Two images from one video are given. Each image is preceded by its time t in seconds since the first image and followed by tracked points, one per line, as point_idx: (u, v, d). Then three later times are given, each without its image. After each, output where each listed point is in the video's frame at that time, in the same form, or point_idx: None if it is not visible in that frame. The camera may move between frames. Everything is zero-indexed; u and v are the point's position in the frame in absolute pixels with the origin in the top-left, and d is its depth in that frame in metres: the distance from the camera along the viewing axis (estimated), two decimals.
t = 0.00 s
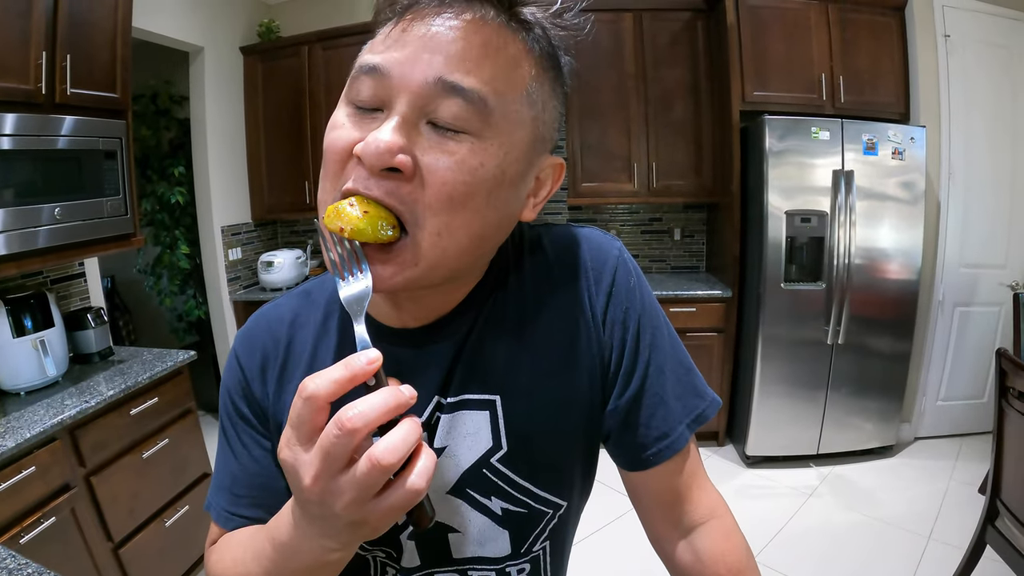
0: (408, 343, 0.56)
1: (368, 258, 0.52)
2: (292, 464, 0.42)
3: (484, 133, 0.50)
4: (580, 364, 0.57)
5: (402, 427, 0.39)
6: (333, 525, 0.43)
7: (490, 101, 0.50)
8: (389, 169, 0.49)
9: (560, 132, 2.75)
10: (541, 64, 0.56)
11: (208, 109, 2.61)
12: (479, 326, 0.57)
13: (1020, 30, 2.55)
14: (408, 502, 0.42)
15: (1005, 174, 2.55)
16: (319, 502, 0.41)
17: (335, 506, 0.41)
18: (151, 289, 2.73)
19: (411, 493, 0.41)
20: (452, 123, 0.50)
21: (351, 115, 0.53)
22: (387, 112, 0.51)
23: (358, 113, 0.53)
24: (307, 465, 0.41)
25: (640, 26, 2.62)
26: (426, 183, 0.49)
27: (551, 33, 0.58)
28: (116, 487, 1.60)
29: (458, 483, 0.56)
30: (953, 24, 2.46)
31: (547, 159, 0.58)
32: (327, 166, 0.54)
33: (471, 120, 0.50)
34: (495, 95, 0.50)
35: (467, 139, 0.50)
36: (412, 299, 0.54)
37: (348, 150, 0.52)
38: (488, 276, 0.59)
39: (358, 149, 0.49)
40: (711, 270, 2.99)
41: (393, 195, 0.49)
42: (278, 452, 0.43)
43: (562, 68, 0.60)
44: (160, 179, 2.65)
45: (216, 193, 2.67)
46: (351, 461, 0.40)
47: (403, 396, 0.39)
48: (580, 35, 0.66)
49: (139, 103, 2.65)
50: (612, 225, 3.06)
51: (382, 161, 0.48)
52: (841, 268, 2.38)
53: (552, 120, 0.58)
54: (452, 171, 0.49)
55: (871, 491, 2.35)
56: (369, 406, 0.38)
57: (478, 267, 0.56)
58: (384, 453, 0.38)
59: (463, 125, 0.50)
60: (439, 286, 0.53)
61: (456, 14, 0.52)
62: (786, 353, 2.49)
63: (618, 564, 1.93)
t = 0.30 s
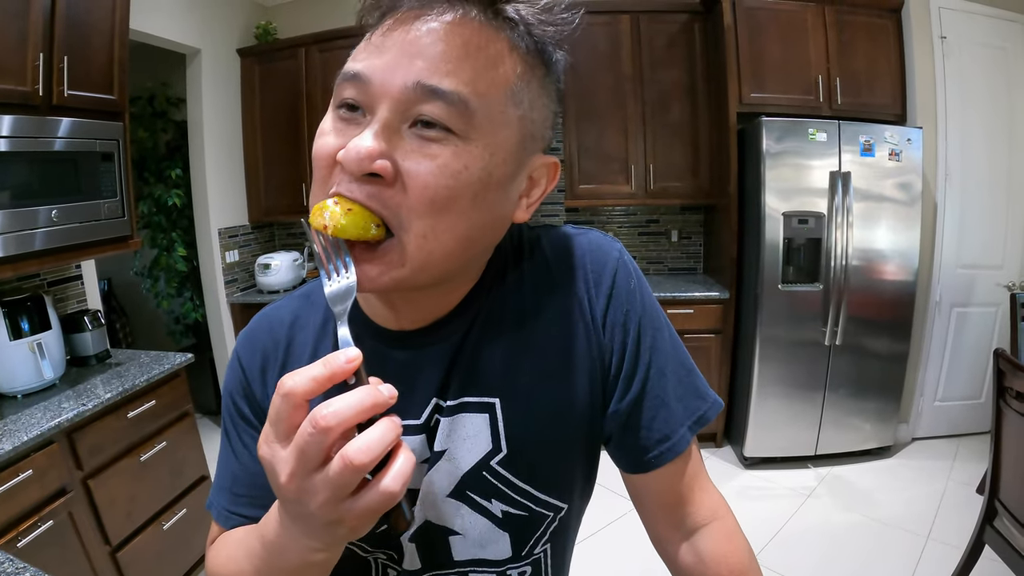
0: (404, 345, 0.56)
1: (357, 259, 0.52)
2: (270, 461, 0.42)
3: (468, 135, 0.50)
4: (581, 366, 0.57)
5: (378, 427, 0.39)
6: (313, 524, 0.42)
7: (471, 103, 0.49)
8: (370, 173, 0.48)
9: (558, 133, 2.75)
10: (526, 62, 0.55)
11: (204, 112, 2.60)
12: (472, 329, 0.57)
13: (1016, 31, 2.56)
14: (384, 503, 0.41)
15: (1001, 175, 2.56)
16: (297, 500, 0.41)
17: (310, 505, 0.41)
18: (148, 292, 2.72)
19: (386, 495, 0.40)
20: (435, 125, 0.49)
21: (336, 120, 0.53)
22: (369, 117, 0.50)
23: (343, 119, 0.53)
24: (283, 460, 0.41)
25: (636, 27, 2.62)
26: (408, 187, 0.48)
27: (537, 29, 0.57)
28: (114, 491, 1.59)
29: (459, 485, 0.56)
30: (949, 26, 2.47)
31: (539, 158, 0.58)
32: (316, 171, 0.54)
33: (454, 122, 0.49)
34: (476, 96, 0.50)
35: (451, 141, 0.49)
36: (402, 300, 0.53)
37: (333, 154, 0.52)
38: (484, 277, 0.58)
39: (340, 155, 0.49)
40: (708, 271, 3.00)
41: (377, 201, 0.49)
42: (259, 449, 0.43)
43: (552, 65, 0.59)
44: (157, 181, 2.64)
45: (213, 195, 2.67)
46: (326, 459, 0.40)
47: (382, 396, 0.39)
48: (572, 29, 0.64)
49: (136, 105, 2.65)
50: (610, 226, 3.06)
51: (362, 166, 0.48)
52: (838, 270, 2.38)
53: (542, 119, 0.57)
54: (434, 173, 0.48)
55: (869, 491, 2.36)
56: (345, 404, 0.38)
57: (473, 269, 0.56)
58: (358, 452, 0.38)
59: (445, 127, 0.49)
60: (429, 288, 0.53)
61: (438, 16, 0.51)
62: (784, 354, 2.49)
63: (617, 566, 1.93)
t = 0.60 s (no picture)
0: (426, 343, 0.55)
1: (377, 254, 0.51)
2: (296, 462, 0.41)
3: (486, 130, 0.48)
4: (609, 365, 0.56)
5: (407, 427, 0.38)
6: (337, 526, 0.42)
7: (488, 96, 0.48)
8: (386, 170, 0.48)
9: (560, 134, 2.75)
10: (542, 53, 0.52)
11: (204, 112, 2.59)
12: (495, 328, 0.56)
13: (1014, 31, 2.58)
14: (413, 505, 0.41)
15: (1000, 175, 2.58)
16: (322, 503, 0.41)
17: (337, 508, 0.40)
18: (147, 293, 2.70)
19: (414, 498, 0.40)
20: (452, 120, 0.48)
21: (353, 117, 0.52)
22: (385, 113, 0.49)
23: (358, 116, 0.51)
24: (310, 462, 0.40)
25: (637, 27, 2.63)
26: (427, 183, 0.47)
27: (555, 18, 0.54)
28: (116, 494, 1.57)
29: (487, 486, 0.55)
30: (949, 26, 2.49)
31: (561, 152, 0.56)
32: (333, 170, 0.53)
33: (472, 117, 0.48)
34: (492, 88, 0.48)
35: (469, 136, 0.48)
36: (422, 298, 0.52)
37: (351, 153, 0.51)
38: (509, 274, 0.57)
39: (356, 153, 0.48)
40: (709, 271, 3.00)
41: (395, 198, 0.48)
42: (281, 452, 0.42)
43: (572, 55, 0.57)
44: (156, 182, 2.63)
45: (213, 195, 2.65)
46: (354, 460, 0.40)
47: (410, 396, 0.39)
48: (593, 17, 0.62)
49: (136, 105, 2.64)
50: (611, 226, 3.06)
51: (379, 164, 0.47)
52: (839, 269, 2.39)
53: (563, 111, 0.55)
54: (452, 170, 0.47)
55: (871, 489, 2.36)
56: (374, 405, 0.38)
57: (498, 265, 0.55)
58: (386, 454, 0.38)
59: (462, 121, 0.48)
60: (449, 287, 0.51)
61: (452, 9, 0.50)
62: (786, 353, 2.49)
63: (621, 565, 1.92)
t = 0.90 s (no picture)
0: (475, 339, 0.54)
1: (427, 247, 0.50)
2: (320, 507, 0.40)
3: (540, 119, 0.47)
4: (656, 356, 0.56)
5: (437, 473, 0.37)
6: (369, 565, 0.40)
7: (540, 86, 0.47)
8: (443, 165, 0.46)
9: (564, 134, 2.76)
10: (588, 43, 0.52)
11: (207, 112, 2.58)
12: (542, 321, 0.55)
13: (1014, 32, 2.61)
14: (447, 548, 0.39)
15: (1001, 176, 2.61)
16: (353, 547, 0.39)
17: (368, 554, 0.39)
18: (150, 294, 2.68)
19: (447, 543, 0.38)
20: (506, 111, 0.47)
21: (402, 115, 0.51)
22: (437, 108, 0.48)
23: (408, 113, 0.50)
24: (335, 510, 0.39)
25: (642, 28, 2.63)
26: (483, 175, 0.46)
27: (598, 7, 0.54)
28: (122, 496, 1.55)
29: (533, 480, 0.55)
30: (950, 27, 2.52)
31: (606, 141, 0.56)
32: (381, 168, 0.52)
33: (526, 108, 0.47)
34: (545, 79, 0.48)
35: (524, 127, 0.47)
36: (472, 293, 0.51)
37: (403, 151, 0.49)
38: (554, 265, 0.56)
39: (410, 148, 0.47)
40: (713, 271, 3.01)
41: (451, 191, 0.46)
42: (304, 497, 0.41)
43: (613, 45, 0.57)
44: (159, 182, 2.61)
45: (216, 196, 2.63)
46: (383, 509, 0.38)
47: (436, 439, 0.37)
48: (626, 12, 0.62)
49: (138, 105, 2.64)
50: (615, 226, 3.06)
51: (436, 158, 0.46)
52: (844, 269, 2.40)
53: (607, 99, 0.54)
54: (508, 161, 0.46)
55: (876, 487, 2.37)
56: (400, 453, 0.36)
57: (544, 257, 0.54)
58: (417, 503, 0.36)
59: (517, 112, 0.47)
60: (501, 279, 0.50)
61: None
62: (791, 352, 2.50)
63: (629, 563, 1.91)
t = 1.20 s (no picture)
0: (533, 311, 0.54)
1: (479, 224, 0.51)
2: None
3: (594, 97, 0.49)
4: (697, 328, 0.57)
5: None
6: None
7: (593, 66, 0.49)
8: (513, 147, 0.47)
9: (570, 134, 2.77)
10: (624, 20, 0.53)
11: (213, 111, 2.58)
12: (590, 297, 0.56)
13: (1012, 37, 2.66)
14: None
15: (998, 178, 2.65)
16: None
17: None
18: (153, 292, 2.69)
19: None
20: (564, 92, 0.49)
21: (460, 103, 0.51)
22: (498, 94, 0.49)
23: (465, 100, 0.50)
24: None
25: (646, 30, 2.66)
26: (552, 155, 0.47)
27: None
28: (131, 491, 1.54)
29: (582, 446, 0.56)
30: (949, 30, 2.56)
31: (644, 113, 0.57)
32: (441, 159, 0.51)
33: (582, 87, 0.49)
34: (598, 58, 0.49)
35: (581, 106, 0.49)
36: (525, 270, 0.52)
37: (471, 135, 0.48)
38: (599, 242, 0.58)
39: (481, 134, 0.47)
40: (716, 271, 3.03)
41: (520, 173, 0.47)
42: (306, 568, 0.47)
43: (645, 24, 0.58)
44: (164, 180, 2.61)
45: (221, 194, 2.63)
46: None
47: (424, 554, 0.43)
48: None
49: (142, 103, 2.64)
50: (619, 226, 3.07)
51: (508, 141, 0.46)
52: (845, 269, 2.43)
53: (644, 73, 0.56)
54: (573, 138, 0.48)
55: (878, 484, 2.39)
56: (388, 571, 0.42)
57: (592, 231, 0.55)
58: None
59: (575, 92, 0.49)
60: (559, 254, 0.51)
61: None
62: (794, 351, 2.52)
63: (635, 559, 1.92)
